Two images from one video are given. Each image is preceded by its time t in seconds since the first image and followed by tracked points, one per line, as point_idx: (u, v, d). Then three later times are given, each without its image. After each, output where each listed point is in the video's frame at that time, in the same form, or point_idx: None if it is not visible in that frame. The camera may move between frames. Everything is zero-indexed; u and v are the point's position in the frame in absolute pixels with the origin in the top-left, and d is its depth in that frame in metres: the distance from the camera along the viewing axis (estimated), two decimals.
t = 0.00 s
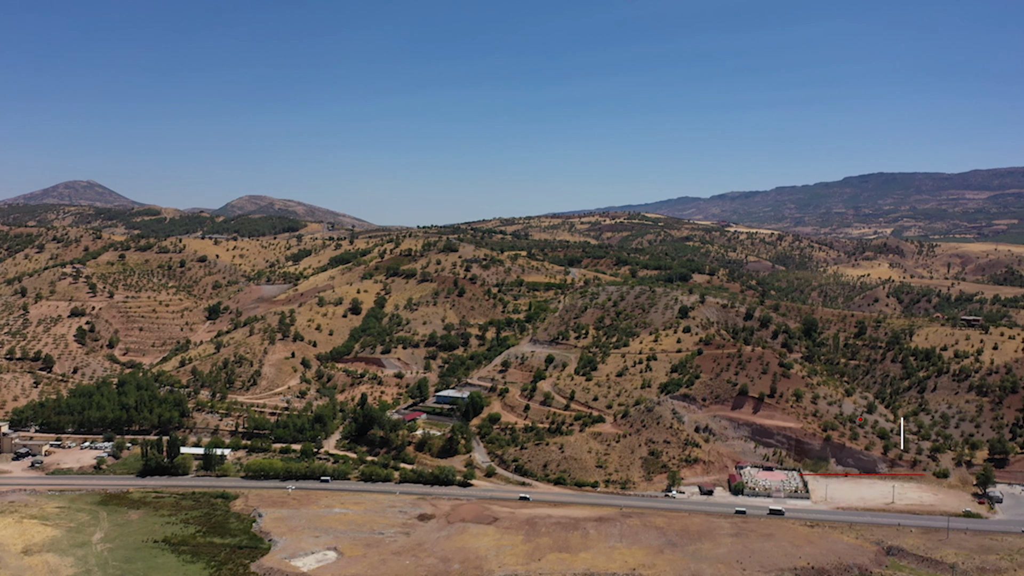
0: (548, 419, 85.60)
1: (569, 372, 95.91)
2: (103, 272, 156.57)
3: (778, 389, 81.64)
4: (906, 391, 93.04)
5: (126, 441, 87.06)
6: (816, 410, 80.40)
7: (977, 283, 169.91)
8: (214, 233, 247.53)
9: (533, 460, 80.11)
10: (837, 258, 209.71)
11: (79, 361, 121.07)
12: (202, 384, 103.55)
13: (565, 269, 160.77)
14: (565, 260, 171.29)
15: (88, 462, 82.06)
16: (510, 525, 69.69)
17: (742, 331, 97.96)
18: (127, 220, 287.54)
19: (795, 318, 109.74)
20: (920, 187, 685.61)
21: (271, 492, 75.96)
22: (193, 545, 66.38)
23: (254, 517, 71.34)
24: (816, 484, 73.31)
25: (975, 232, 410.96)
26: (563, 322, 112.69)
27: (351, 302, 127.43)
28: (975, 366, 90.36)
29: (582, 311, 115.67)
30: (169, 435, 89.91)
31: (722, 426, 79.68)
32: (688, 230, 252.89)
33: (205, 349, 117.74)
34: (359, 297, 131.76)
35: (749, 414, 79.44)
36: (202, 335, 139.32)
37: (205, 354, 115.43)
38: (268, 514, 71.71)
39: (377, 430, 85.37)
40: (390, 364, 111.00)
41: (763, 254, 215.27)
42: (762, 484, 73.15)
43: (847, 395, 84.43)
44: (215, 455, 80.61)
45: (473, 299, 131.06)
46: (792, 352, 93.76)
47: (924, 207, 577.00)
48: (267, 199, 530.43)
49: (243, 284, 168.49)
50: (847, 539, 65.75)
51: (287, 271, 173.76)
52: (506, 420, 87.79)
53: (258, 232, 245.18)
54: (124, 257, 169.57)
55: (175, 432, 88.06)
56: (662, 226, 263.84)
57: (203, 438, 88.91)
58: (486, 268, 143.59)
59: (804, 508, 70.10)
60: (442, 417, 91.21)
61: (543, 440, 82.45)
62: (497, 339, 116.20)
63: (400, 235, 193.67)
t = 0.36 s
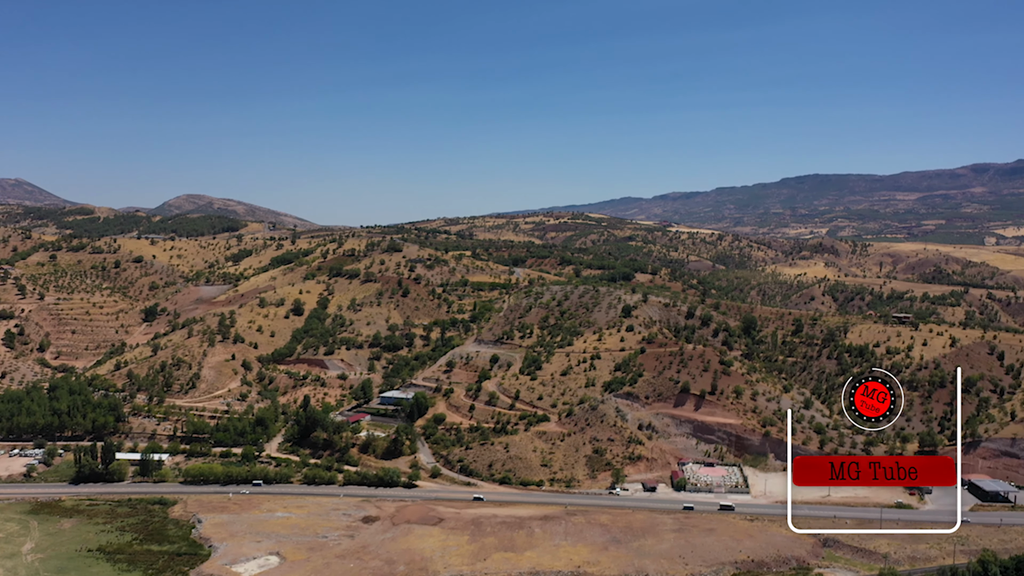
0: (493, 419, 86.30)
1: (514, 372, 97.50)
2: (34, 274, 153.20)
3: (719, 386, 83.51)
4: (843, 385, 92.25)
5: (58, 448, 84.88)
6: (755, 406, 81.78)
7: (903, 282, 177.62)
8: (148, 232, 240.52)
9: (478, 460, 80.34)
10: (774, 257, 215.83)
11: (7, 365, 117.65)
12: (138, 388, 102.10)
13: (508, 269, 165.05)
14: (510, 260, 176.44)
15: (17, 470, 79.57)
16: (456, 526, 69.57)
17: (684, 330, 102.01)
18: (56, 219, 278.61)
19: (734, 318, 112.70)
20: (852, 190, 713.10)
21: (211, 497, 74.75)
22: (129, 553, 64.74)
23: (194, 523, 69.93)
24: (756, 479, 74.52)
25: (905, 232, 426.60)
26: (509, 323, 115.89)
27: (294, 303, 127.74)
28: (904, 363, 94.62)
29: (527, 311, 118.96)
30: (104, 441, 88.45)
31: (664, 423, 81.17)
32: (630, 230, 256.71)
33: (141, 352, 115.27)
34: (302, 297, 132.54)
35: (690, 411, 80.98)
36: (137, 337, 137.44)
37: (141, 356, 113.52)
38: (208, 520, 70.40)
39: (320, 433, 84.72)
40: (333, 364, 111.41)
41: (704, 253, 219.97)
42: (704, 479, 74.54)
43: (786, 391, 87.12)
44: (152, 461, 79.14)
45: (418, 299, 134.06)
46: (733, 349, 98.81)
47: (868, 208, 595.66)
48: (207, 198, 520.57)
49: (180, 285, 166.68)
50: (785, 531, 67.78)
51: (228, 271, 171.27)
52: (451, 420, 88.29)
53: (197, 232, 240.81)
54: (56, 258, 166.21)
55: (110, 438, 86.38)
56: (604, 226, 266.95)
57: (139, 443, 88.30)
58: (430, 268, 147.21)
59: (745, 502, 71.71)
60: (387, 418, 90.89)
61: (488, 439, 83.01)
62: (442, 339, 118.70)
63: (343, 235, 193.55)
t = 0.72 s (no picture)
0: (431, 419, 86.40)
1: (451, 372, 98.27)
2: None
3: (656, 383, 85.39)
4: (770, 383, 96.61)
5: None
6: (689, 403, 83.83)
7: (829, 280, 184.08)
8: (71, 232, 227.83)
9: (416, 461, 80.27)
10: (708, 257, 220.94)
11: None
12: (63, 394, 100.18)
13: (446, 269, 167.29)
14: (446, 260, 175.41)
15: None
16: (393, 528, 69.17)
17: (620, 327, 104.50)
18: None
19: (669, 316, 113.33)
20: (780, 190, 736.00)
21: (141, 504, 73.00)
22: (52, 565, 62.62)
23: (121, 532, 68.00)
24: (691, 474, 76.44)
25: (830, 232, 439.01)
26: (446, 323, 116.20)
27: (226, 305, 127.02)
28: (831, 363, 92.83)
29: (464, 310, 119.72)
30: (25, 449, 85.72)
31: (601, 421, 82.24)
32: (567, 230, 258.45)
33: (65, 357, 113.77)
34: (235, 298, 132.30)
35: (627, 409, 82.47)
36: (61, 340, 134.65)
37: (65, 361, 111.59)
38: (137, 528, 68.57)
39: (254, 436, 83.53)
40: (267, 367, 111.63)
41: (639, 253, 222.97)
42: (640, 476, 75.84)
43: (718, 388, 88.40)
44: (77, 469, 76.96)
45: (354, 300, 135.37)
46: (668, 347, 100.95)
47: (805, 209, 616.51)
48: (134, 196, 506.87)
49: (107, 286, 162.95)
50: (719, 525, 69.12)
51: (157, 272, 167.12)
52: (388, 422, 88.08)
53: (123, 232, 233.81)
54: None
55: (34, 446, 83.94)
56: (541, 226, 267.26)
57: (63, 450, 86.00)
58: (367, 268, 149.69)
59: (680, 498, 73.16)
60: (322, 420, 90.29)
61: (426, 440, 82.90)
62: (378, 340, 119.82)
63: (277, 234, 191.58)
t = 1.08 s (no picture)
0: (366, 421, 87.44)
1: (386, 373, 98.72)
2: None
3: (589, 381, 88.91)
4: (702, 378, 98.97)
5: None
6: (623, 401, 88.16)
7: (756, 279, 190.66)
8: None
9: (350, 463, 79.67)
10: (640, 257, 226.13)
11: None
12: None
13: (379, 269, 168.99)
14: (380, 260, 179.29)
15: None
16: (328, 531, 68.31)
17: (555, 327, 109.89)
18: None
19: (603, 315, 120.08)
20: (710, 190, 758.36)
21: (62, 514, 70.58)
22: None
23: (41, 543, 65.51)
24: (624, 471, 78.96)
25: (757, 232, 450.90)
26: (380, 324, 117.23)
27: (152, 307, 124.88)
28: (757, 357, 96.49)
29: (398, 310, 120.57)
30: None
31: (537, 420, 85.20)
32: (502, 230, 260.92)
33: None
34: (161, 300, 130.33)
35: (562, 407, 85.87)
36: None
37: None
38: (58, 539, 66.11)
39: (182, 442, 81.77)
40: (195, 370, 110.48)
41: (573, 253, 226.60)
42: (575, 474, 77.83)
43: (651, 386, 93.83)
44: None
45: (286, 300, 136.51)
46: (601, 345, 107.30)
47: (731, 208, 637.37)
48: (54, 194, 488.43)
49: (24, 287, 156.67)
50: (652, 521, 70.41)
51: (79, 273, 161.62)
52: (321, 424, 87.95)
53: (39, 232, 224.49)
54: None
55: None
56: (476, 226, 270.32)
57: None
58: (299, 268, 150.37)
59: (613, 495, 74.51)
60: (253, 424, 88.86)
61: (360, 442, 82.61)
62: (311, 342, 120.35)
63: (207, 234, 188.16)
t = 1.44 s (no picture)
0: (298, 424, 86.08)
1: (318, 375, 97.44)
2: None
3: (523, 381, 90.57)
4: (634, 376, 105.23)
5: None
6: (556, 400, 90.03)
7: (686, 278, 195.44)
8: None
9: (282, 467, 78.51)
10: (573, 257, 229.02)
11: None
12: None
13: (311, 270, 168.77)
14: (312, 260, 177.62)
15: None
16: (259, 537, 67.04)
17: (489, 327, 112.48)
18: None
19: (537, 314, 123.98)
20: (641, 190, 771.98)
21: None
22: None
23: None
24: (558, 469, 79.96)
25: (688, 232, 458.74)
26: (312, 325, 115.39)
27: (72, 310, 121.52)
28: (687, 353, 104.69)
29: (331, 311, 119.10)
30: None
31: (471, 420, 86.34)
32: (436, 230, 260.63)
33: None
34: (82, 302, 126.90)
35: (496, 407, 87.09)
36: None
37: None
38: None
39: (105, 448, 79.30)
40: (120, 375, 109.08)
41: (507, 253, 228.27)
42: (509, 473, 78.38)
43: (584, 385, 95.86)
44: None
45: (214, 301, 134.87)
46: (535, 343, 112.02)
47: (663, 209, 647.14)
48: None
49: None
50: (586, 518, 71.13)
51: None
52: (252, 427, 86.28)
53: None
54: None
55: None
56: (410, 225, 269.76)
57: None
58: (228, 269, 148.90)
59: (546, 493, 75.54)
60: (181, 429, 88.01)
61: (292, 445, 81.27)
62: (242, 343, 119.34)
63: (130, 234, 182.45)
